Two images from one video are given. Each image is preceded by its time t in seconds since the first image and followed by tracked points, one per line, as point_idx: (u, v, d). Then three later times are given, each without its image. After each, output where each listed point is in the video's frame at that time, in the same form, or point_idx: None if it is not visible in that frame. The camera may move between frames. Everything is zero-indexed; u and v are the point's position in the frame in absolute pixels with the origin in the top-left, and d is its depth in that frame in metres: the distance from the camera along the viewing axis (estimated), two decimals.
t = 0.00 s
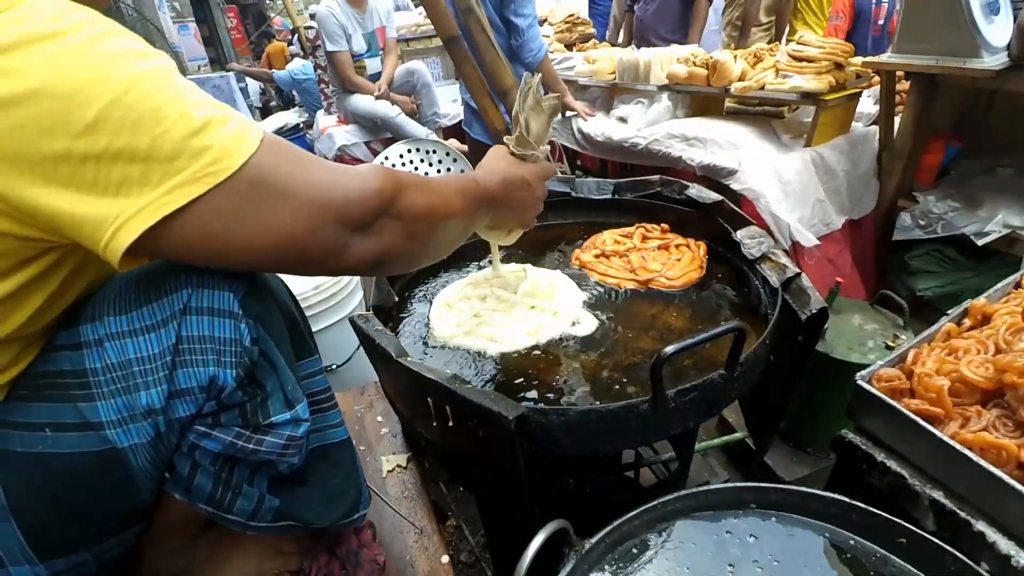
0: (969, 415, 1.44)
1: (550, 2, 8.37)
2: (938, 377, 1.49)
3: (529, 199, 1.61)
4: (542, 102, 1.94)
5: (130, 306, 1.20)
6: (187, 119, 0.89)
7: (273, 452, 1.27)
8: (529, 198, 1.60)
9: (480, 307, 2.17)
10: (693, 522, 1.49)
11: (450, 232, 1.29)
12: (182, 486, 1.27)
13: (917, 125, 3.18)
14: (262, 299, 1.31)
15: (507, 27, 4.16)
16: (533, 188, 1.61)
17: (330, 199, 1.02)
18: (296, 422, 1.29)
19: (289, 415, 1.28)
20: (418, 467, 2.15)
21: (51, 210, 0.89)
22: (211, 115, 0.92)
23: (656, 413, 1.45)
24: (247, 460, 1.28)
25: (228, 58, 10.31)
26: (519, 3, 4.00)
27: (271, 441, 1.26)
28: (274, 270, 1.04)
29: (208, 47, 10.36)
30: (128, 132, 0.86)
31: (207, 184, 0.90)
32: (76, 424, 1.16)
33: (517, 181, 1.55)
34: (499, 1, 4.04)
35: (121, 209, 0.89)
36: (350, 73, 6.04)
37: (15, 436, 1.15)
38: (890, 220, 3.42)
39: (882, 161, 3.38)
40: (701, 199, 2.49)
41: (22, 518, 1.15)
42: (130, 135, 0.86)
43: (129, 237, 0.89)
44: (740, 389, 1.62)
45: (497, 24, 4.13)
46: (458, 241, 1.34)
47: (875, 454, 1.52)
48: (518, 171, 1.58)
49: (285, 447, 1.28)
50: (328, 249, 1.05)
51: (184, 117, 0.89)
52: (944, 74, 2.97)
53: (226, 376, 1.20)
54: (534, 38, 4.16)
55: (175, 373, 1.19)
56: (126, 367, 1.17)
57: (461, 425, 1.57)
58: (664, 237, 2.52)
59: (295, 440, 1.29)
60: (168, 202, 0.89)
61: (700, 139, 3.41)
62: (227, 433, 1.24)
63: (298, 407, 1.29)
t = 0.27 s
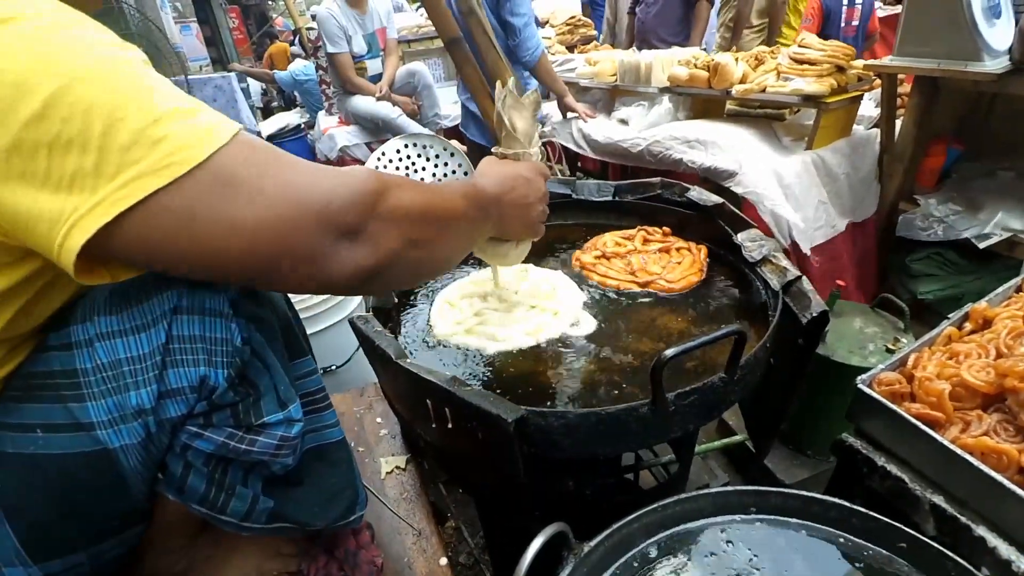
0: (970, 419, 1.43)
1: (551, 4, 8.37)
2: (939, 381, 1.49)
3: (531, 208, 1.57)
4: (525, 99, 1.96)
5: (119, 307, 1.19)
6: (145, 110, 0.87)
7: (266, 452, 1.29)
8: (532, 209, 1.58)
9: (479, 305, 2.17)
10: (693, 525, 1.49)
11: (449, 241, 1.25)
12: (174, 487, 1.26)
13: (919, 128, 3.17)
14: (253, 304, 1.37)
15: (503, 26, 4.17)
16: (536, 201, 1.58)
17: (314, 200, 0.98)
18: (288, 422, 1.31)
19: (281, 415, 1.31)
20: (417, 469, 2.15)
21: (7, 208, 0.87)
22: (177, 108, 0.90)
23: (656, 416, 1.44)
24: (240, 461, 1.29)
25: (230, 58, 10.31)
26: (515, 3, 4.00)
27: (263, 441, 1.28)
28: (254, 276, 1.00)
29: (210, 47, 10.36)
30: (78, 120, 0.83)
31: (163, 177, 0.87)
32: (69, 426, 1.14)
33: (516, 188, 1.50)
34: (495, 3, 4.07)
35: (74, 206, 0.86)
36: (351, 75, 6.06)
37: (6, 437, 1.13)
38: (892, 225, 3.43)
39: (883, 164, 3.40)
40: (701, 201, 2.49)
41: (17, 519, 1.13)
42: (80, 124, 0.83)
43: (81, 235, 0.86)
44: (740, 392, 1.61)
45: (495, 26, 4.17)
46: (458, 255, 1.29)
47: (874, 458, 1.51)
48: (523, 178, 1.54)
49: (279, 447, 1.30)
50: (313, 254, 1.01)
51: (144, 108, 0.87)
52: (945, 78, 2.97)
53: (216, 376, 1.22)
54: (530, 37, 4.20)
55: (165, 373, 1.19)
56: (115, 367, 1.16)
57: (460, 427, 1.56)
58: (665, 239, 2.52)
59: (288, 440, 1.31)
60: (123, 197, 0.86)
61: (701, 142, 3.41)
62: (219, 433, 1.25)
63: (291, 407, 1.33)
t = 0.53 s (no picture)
0: (973, 419, 1.41)
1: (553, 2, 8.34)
2: (942, 380, 1.47)
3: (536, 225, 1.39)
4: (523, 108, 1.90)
5: (82, 310, 1.12)
6: (60, 102, 0.77)
7: (247, 456, 1.28)
8: (537, 231, 1.39)
9: (478, 302, 2.16)
10: (692, 525, 1.47)
11: (432, 263, 1.08)
12: (156, 492, 1.25)
13: (921, 126, 3.15)
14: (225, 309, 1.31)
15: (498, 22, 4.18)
16: (543, 221, 1.40)
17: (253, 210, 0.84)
18: (269, 425, 1.30)
19: (262, 417, 1.29)
20: (415, 467, 2.14)
21: None
22: (103, 102, 0.80)
23: (654, 414, 1.43)
24: (223, 464, 1.28)
25: (231, 57, 10.30)
26: None
27: (244, 444, 1.27)
28: (193, 300, 0.87)
29: (212, 46, 10.36)
30: None
31: (76, 175, 0.76)
32: (42, 431, 1.11)
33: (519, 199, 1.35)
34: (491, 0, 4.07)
35: None
36: (351, 73, 6.03)
37: None
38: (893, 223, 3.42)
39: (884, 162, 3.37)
40: (702, 198, 2.47)
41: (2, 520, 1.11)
42: None
43: None
44: (740, 391, 1.59)
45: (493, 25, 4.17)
46: (447, 280, 1.12)
47: (875, 457, 1.50)
48: (529, 189, 1.40)
49: (260, 450, 1.29)
50: (255, 274, 0.87)
51: (60, 99, 0.77)
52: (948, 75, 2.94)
53: (189, 379, 1.21)
54: (523, 31, 4.21)
55: (135, 376, 1.16)
56: (84, 370, 1.12)
57: (457, 425, 1.55)
58: (667, 238, 2.50)
59: (269, 442, 1.30)
60: (34, 200, 0.76)
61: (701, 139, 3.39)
62: (197, 437, 1.22)
63: (272, 409, 1.31)
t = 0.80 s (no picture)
0: (980, 411, 1.38)
1: None
2: (948, 372, 1.44)
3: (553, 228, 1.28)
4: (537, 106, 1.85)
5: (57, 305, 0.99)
6: (36, 89, 0.69)
7: (236, 455, 1.22)
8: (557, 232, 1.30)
9: (477, 295, 2.13)
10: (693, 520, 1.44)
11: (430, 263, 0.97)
12: (143, 492, 1.17)
13: (926, 117, 3.09)
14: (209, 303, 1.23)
15: (496, 14, 4.14)
16: (562, 221, 1.31)
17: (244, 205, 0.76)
18: (258, 423, 1.25)
19: (249, 416, 1.23)
20: (413, 463, 2.11)
21: None
22: (81, 91, 0.72)
23: (653, 407, 1.40)
24: (212, 463, 1.22)
25: (233, 55, 10.28)
26: None
27: (232, 444, 1.21)
28: (171, 298, 0.78)
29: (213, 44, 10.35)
30: None
31: (59, 170, 0.69)
32: (18, 432, 0.99)
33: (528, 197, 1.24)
34: None
35: None
36: (351, 69, 6.01)
37: None
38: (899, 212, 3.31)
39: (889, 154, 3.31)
40: (703, 189, 2.44)
41: None
42: None
43: None
44: (742, 384, 1.56)
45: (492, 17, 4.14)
46: (445, 284, 1.01)
47: (880, 452, 1.46)
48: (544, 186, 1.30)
49: (248, 449, 1.24)
50: (242, 270, 0.78)
51: (36, 85, 0.69)
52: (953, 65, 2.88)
53: (172, 376, 1.14)
54: (519, 24, 4.19)
55: (115, 374, 1.07)
56: (60, 369, 1.01)
57: (453, 419, 1.52)
58: (670, 232, 2.46)
59: (258, 441, 1.25)
60: (10, 197, 0.68)
61: (703, 132, 3.37)
62: (183, 436, 1.16)
63: (259, 407, 1.25)
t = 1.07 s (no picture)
0: (989, 405, 1.34)
1: None
2: (957, 365, 1.40)
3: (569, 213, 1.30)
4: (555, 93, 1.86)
5: (62, 295, 1.01)
6: (75, 78, 0.70)
7: (234, 450, 1.18)
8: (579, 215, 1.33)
9: (478, 290, 2.11)
10: (694, 518, 1.41)
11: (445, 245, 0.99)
12: (139, 487, 1.13)
13: (932, 111, 3.04)
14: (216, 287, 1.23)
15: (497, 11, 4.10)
16: (586, 203, 1.35)
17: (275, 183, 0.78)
18: (256, 417, 1.20)
19: (247, 410, 1.19)
20: (411, 460, 2.08)
21: None
22: (120, 74, 0.74)
23: (653, 402, 1.37)
24: (210, 457, 1.18)
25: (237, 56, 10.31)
26: None
27: (230, 438, 1.16)
28: (202, 272, 0.81)
29: (217, 45, 10.37)
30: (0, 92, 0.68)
31: (104, 156, 0.70)
32: (15, 420, 0.99)
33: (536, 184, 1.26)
34: None
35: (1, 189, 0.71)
36: (353, 68, 5.97)
37: None
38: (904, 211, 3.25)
39: (894, 149, 3.27)
40: (705, 182, 2.41)
41: None
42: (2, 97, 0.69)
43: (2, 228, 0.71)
44: (745, 378, 1.53)
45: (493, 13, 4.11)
46: (463, 265, 1.03)
47: (887, 447, 1.43)
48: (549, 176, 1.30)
49: (246, 444, 1.19)
50: (274, 245, 0.81)
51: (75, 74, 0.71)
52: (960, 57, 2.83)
53: (171, 369, 1.08)
54: (521, 20, 4.15)
55: (112, 366, 1.04)
56: (60, 358, 1.00)
57: (449, 414, 1.50)
58: (674, 227, 2.42)
59: (256, 436, 1.20)
60: (54, 179, 0.70)
61: (706, 127, 3.32)
62: (180, 430, 1.12)
63: (257, 401, 1.21)
